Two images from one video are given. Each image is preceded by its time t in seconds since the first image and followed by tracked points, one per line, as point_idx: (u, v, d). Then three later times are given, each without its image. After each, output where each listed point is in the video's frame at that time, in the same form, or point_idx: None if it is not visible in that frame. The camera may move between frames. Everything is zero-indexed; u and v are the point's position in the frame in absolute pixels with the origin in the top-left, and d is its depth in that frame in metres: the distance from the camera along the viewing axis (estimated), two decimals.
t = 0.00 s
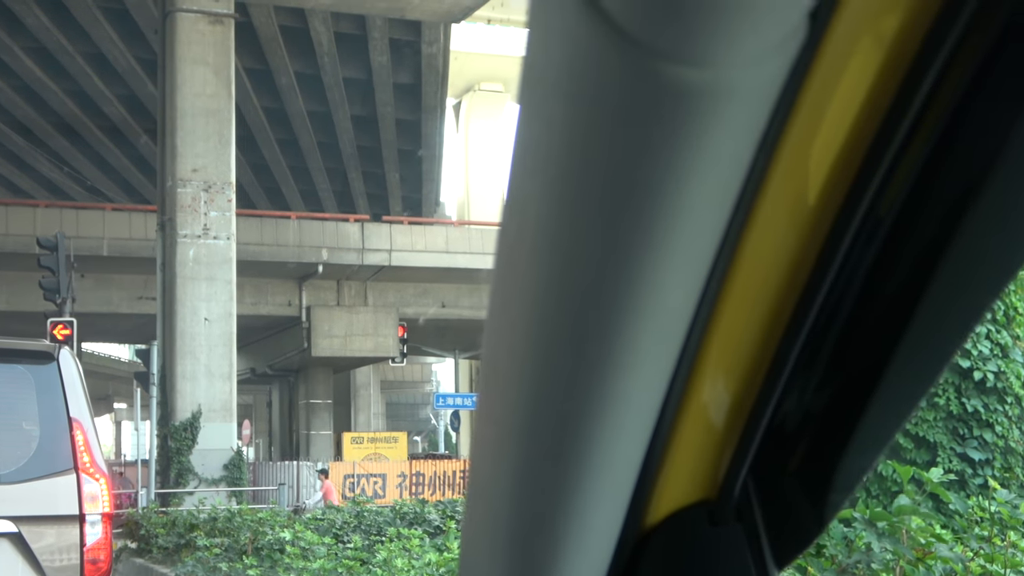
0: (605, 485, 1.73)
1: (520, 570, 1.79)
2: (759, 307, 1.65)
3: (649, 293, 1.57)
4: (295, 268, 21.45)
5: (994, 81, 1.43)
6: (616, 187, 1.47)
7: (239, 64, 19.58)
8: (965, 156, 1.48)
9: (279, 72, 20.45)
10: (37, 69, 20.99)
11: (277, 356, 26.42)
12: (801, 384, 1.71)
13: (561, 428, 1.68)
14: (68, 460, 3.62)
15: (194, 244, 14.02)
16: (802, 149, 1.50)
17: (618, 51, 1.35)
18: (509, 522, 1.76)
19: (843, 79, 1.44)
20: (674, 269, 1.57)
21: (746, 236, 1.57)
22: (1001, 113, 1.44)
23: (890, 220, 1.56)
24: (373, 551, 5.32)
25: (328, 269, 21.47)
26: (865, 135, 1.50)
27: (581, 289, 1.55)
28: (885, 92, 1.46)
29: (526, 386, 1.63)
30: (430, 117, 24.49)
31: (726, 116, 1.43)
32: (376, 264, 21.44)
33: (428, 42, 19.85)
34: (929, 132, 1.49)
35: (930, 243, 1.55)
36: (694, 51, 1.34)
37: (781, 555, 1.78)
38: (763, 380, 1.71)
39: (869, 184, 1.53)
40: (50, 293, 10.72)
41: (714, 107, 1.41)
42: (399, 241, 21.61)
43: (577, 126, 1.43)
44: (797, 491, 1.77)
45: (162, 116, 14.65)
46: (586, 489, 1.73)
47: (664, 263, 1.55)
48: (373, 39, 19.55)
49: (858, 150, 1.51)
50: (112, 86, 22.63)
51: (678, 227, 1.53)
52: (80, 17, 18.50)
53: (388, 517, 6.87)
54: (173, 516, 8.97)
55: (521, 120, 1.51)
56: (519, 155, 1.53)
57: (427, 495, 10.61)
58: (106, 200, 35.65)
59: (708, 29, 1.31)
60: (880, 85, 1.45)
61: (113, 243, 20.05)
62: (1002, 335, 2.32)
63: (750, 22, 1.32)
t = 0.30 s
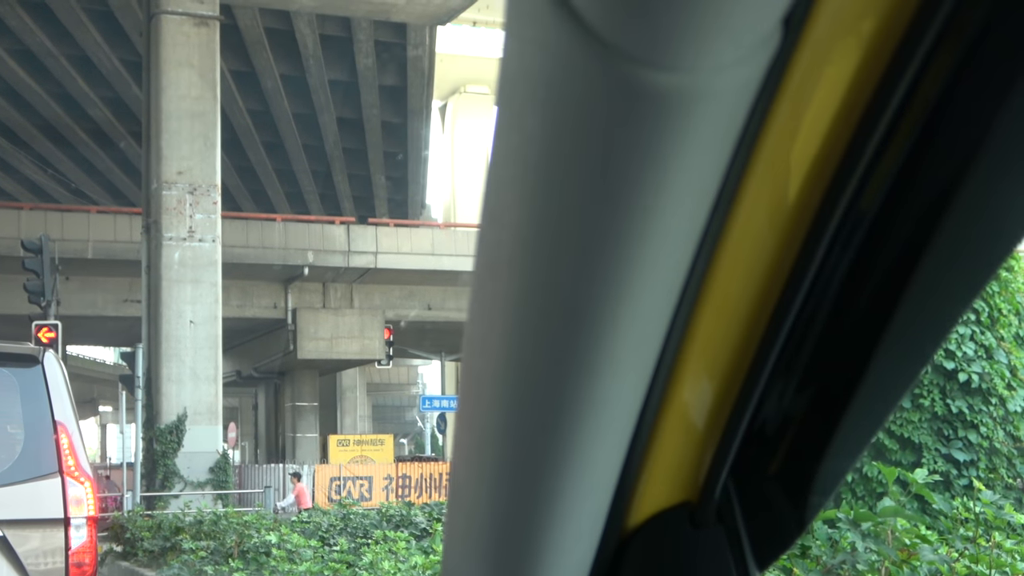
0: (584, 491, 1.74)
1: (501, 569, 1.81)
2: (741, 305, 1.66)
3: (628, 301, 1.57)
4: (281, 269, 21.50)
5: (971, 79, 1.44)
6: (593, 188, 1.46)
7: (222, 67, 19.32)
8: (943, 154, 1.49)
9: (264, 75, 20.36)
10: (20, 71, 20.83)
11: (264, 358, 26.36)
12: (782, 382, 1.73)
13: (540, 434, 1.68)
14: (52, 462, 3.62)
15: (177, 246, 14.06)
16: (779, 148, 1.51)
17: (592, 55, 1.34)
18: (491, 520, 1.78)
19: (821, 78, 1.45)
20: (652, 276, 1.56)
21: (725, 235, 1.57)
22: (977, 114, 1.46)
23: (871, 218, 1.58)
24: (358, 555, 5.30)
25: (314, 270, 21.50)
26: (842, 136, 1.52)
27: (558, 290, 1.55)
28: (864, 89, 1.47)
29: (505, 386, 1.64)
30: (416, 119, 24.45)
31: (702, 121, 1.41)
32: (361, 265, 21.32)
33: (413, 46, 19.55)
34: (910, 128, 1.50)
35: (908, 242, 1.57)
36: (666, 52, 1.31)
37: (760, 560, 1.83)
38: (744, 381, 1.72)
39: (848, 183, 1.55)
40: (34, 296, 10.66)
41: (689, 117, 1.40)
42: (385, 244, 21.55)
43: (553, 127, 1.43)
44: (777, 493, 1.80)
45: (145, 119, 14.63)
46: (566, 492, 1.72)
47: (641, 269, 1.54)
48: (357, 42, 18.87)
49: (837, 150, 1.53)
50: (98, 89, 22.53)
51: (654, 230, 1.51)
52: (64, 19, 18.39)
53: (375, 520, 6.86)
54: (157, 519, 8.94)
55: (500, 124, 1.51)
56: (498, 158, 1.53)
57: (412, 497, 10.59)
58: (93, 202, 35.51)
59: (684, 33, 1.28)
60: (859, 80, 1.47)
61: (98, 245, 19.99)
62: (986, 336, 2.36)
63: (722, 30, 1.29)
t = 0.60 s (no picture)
0: (575, 490, 1.78)
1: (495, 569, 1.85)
2: (733, 307, 1.69)
3: (620, 303, 1.59)
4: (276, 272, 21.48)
5: (957, 88, 1.45)
6: (588, 195, 1.49)
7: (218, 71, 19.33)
8: (933, 157, 1.50)
9: (258, 80, 20.37)
10: (20, 77, 20.89)
11: (259, 359, 26.40)
12: (771, 383, 1.76)
13: (533, 434, 1.71)
14: (49, 462, 3.66)
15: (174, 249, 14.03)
16: (770, 156, 1.52)
17: (587, 64, 1.35)
18: (488, 520, 1.81)
19: (810, 90, 1.46)
20: (645, 281, 1.59)
21: (717, 239, 1.59)
22: (967, 117, 1.46)
23: (860, 220, 1.60)
24: (352, 553, 5.34)
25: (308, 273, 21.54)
26: (831, 143, 1.54)
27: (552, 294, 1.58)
28: (851, 102, 1.49)
29: (501, 388, 1.68)
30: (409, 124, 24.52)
31: (693, 130, 1.43)
32: (354, 269, 21.37)
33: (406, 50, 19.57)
34: (899, 134, 1.52)
35: (896, 246, 1.59)
36: (664, 63, 1.32)
37: (751, 558, 1.84)
38: (735, 380, 1.75)
39: (838, 188, 1.56)
40: (31, 299, 10.67)
41: (682, 120, 1.41)
42: (378, 246, 21.57)
43: (549, 136, 1.45)
44: (765, 493, 1.83)
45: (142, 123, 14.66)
46: (559, 490, 1.77)
47: (633, 275, 1.57)
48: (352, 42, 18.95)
49: (825, 159, 1.56)
50: (94, 94, 22.53)
51: (647, 237, 1.54)
52: (62, 26, 18.38)
53: (368, 519, 6.90)
54: (154, 518, 8.98)
55: (497, 130, 1.53)
56: (494, 163, 1.55)
57: (405, 496, 10.64)
58: (89, 206, 35.54)
59: (682, 42, 1.28)
60: (847, 93, 1.48)
61: (95, 248, 20.02)
62: (968, 337, 2.52)
63: (718, 39, 1.29)
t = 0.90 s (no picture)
0: (565, 493, 1.84)
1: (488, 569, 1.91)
2: (719, 312, 1.75)
3: (609, 313, 1.64)
4: (273, 277, 21.62)
5: (935, 101, 1.54)
6: (578, 208, 1.54)
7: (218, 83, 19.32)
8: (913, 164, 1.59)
9: (257, 91, 20.40)
10: (24, 85, 20.93)
11: (256, 361, 26.48)
12: (755, 388, 1.83)
13: (525, 437, 1.76)
14: (51, 461, 3.73)
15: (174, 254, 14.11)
16: (755, 166, 1.58)
17: (581, 85, 1.40)
18: (480, 522, 1.87)
19: (794, 105, 1.53)
20: (634, 290, 1.64)
21: (703, 249, 1.65)
22: (943, 128, 1.55)
23: (842, 229, 1.68)
24: (346, 551, 5.38)
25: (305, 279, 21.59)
26: (816, 150, 1.61)
27: (542, 303, 1.62)
28: (831, 119, 1.57)
29: (492, 395, 1.73)
30: (405, 132, 24.60)
31: (679, 143, 1.48)
32: (349, 274, 21.52)
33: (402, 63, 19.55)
34: (881, 142, 1.60)
35: (878, 257, 1.66)
36: (651, 81, 1.38)
37: (733, 556, 1.90)
38: (722, 381, 1.83)
39: (820, 198, 1.64)
40: (34, 301, 10.75)
41: (670, 136, 1.47)
42: (372, 251, 21.76)
43: (541, 151, 1.51)
44: (748, 493, 1.89)
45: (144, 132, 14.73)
46: (549, 492, 1.82)
47: (621, 284, 1.62)
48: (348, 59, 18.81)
49: (807, 173, 1.64)
50: (97, 102, 22.56)
51: (636, 248, 1.59)
52: (65, 35, 18.41)
53: (362, 518, 6.96)
54: (154, 517, 9.04)
55: (490, 142, 1.58)
56: (486, 177, 1.60)
57: (400, 496, 10.70)
58: (91, 211, 35.61)
59: (667, 60, 1.34)
60: (828, 110, 1.56)
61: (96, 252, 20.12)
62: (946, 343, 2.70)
63: (703, 56, 1.35)
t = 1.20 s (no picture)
0: (551, 497, 1.93)
1: (479, 568, 2.00)
2: (700, 322, 1.84)
3: (591, 322, 1.73)
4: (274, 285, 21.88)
5: (914, 115, 1.60)
6: (565, 223, 1.62)
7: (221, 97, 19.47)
8: (888, 177, 1.66)
9: (260, 105, 20.55)
10: (35, 100, 21.12)
11: (257, 367, 26.61)
12: (734, 398, 1.93)
13: (515, 442, 1.86)
14: (60, 463, 3.84)
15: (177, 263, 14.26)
16: (736, 181, 1.65)
17: (570, 110, 1.48)
18: (472, 521, 1.96)
19: (773, 118, 1.59)
20: (616, 304, 1.72)
21: (684, 265, 1.74)
22: (920, 142, 1.61)
23: (818, 243, 1.76)
24: (344, 551, 5.37)
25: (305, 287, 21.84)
26: (793, 167, 1.68)
27: (530, 313, 1.71)
28: (809, 135, 1.64)
29: (485, 400, 1.82)
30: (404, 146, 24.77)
31: (661, 163, 1.57)
32: (348, 282, 21.67)
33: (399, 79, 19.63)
34: (861, 151, 1.66)
35: (853, 270, 1.75)
36: (635, 105, 1.46)
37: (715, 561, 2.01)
38: (704, 386, 1.92)
39: (800, 211, 1.72)
40: (44, 308, 10.87)
41: (652, 157, 1.55)
42: (371, 261, 21.85)
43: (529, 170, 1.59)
44: (728, 500, 2.01)
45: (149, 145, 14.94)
46: (538, 494, 1.92)
47: (605, 291, 1.70)
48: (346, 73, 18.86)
49: (785, 190, 1.72)
50: (105, 116, 22.72)
51: (619, 261, 1.68)
52: (75, 51, 18.57)
53: (359, 518, 7.06)
54: (157, 516, 9.10)
55: (483, 160, 1.67)
56: (479, 192, 1.68)
57: (398, 496, 10.79)
58: (98, 221, 35.84)
59: (649, 87, 1.42)
60: (808, 123, 1.63)
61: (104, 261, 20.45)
62: (922, 351, 2.70)
63: (682, 83, 1.43)
